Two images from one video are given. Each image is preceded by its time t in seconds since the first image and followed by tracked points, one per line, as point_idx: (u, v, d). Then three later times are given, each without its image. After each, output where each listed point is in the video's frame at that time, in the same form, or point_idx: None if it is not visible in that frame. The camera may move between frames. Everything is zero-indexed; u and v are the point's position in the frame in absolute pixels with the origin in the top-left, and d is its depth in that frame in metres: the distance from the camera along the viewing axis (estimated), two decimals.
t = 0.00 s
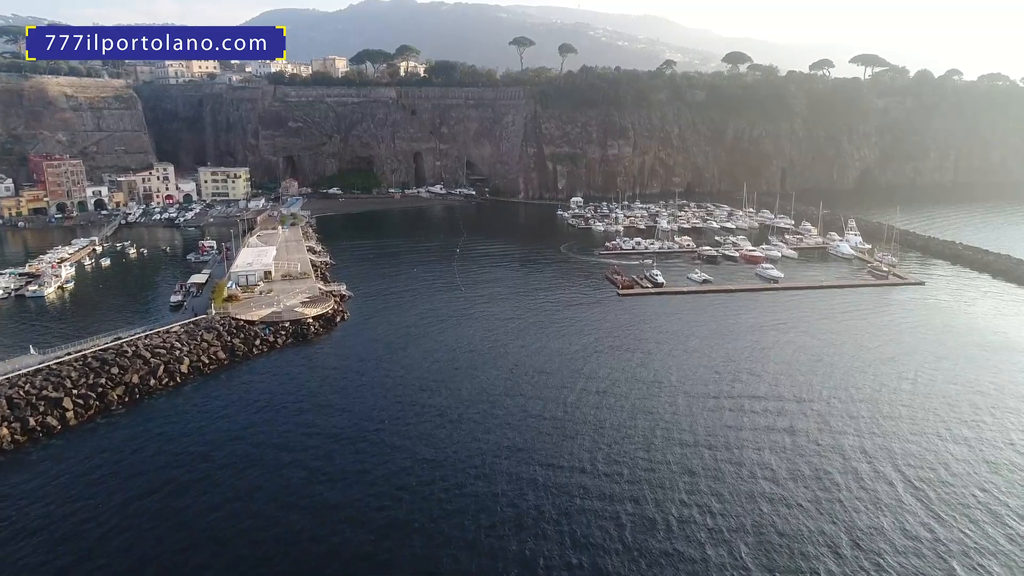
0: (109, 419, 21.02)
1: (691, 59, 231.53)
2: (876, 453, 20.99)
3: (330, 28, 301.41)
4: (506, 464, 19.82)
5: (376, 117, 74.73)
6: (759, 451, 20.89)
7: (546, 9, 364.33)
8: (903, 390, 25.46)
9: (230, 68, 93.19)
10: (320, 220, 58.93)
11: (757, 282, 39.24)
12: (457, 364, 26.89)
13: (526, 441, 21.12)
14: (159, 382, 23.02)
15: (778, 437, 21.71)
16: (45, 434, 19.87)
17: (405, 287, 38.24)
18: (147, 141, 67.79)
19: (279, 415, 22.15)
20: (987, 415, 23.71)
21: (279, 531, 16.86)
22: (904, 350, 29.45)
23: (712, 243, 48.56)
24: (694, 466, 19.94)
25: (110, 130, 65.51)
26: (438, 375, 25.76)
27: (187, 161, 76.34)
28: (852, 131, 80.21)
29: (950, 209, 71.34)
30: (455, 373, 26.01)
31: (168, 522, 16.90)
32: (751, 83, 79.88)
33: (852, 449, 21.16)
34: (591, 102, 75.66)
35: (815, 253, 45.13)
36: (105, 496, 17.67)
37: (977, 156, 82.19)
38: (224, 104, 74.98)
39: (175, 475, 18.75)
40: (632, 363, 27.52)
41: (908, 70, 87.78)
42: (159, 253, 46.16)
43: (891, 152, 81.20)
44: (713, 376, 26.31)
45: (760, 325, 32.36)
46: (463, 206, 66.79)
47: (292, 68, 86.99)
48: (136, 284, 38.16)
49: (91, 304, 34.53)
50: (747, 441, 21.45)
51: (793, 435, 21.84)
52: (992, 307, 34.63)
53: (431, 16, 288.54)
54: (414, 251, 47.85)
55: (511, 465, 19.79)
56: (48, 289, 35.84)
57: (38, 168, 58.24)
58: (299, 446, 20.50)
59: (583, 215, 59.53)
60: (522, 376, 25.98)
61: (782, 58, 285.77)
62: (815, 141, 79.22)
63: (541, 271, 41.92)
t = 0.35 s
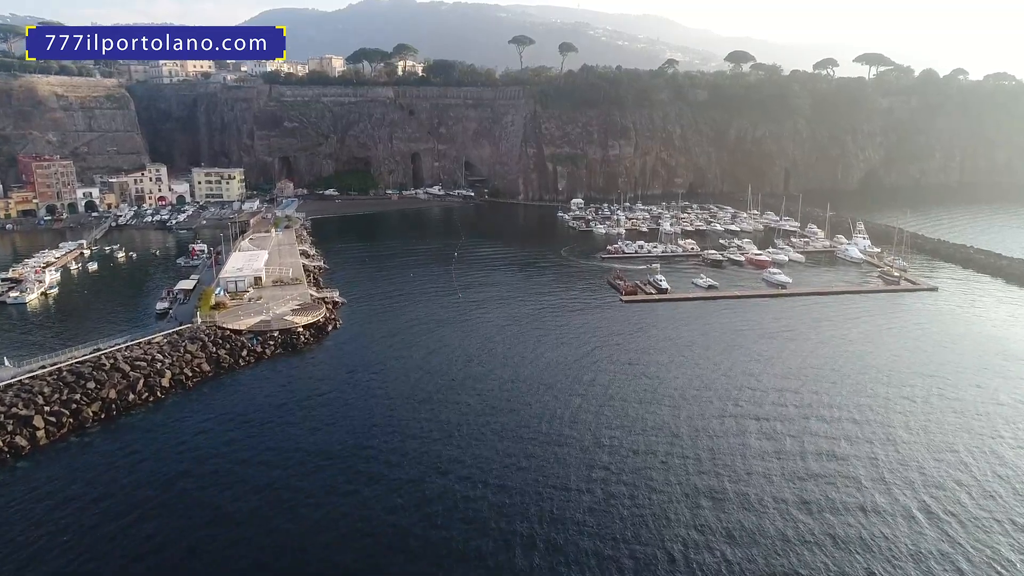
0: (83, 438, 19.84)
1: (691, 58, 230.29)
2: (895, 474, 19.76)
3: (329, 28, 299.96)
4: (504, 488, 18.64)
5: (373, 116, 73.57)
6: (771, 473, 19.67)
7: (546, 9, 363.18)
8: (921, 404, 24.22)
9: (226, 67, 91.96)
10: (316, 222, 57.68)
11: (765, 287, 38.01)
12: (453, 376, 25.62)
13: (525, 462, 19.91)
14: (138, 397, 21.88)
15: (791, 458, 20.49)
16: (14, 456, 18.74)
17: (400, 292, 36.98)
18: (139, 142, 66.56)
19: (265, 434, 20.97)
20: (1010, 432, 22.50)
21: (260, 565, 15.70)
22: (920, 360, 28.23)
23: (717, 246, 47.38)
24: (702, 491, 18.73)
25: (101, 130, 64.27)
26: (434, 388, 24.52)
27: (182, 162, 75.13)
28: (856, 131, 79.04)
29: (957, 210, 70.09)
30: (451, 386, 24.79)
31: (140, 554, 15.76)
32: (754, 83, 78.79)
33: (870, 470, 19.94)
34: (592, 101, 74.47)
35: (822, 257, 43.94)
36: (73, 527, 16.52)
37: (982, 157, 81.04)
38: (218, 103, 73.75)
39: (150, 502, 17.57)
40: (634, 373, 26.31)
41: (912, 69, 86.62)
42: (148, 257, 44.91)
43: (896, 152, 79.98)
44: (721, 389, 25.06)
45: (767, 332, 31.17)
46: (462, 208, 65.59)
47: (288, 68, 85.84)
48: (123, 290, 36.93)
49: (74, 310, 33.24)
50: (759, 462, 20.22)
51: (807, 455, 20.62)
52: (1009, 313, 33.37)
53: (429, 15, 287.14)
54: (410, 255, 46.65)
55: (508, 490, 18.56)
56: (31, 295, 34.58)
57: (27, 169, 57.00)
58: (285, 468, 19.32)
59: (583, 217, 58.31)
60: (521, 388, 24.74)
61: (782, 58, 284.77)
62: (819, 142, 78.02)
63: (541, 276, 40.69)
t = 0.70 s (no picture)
0: (55, 460, 18.87)
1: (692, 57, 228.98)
2: (906, 493, 18.85)
3: (328, 27, 298.51)
4: (500, 515, 17.57)
5: (370, 116, 72.42)
6: (777, 491, 18.74)
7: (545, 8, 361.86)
8: (933, 417, 23.22)
9: (222, 66, 90.77)
10: (311, 224, 56.51)
11: (772, 293, 36.87)
12: (449, 389, 24.45)
13: (522, 485, 18.88)
14: (115, 414, 20.88)
15: (797, 475, 19.59)
16: None
17: (396, 297, 35.79)
18: (131, 142, 65.40)
19: (249, 454, 19.95)
20: None
21: None
22: (935, 370, 27.10)
23: (721, 249, 46.26)
24: (705, 513, 17.78)
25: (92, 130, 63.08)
26: (428, 402, 23.37)
27: (175, 163, 73.95)
28: (860, 131, 77.88)
29: (964, 211, 68.90)
30: (446, 400, 23.64)
31: None
32: (757, 83, 77.70)
33: (880, 488, 19.05)
34: (593, 101, 73.31)
35: (830, 261, 42.82)
36: (37, 560, 15.47)
37: (988, 158, 79.87)
38: (213, 103, 72.56)
39: (123, 531, 16.55)
40: (638, 385, 25.15)
41: (917, 69, 85.48)
42: (137, 260, 43.74)
43: (901, 153, 78.80)
44: (725, 400, 24.03)
45: (774, 341, 30.05)
46: (460, 209, 64.45)
47: (285, 67, 84.67)
48: (109, 295, 35.75)
49: (57, 317, 32.07)
50: (763, 480, 19.29)
51: (814, 472, 19.72)
52: None
53: (429, 15, 285.80)
54: (408, 258, 45.50)
55: (502, 518, 17.50)
56: (13, 301, 33.40)
57: (16, 170, 55.84)
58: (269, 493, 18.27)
59: (584, 220, 57.15)
60: (519, 402, 23.58)
61: (783, 58, 283.55)
62: (823, 142, 76.84)
63: (541, 281, 39.55)
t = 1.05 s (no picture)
0: (22, 483, 17.70)
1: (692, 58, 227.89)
2: (927, 517, 17.70)
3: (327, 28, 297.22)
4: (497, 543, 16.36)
5: (367, 116, 71.29)
6: (789, 514, 17.61)
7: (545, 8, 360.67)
8: (952, 432, 22.05)
9: (217, 66, 89.56)
10: (306, 227, 55.30)
11: (780, 299, 35.68)
12: (444, 402, 23.22)
13: (520, 509, 17.65)
14: (88, 433, 19.73)
15: (810, 497, 18.39)
16: None
17: (390, 302, 34.57)
18: (123, 143, 64.21)
19: (230, 474, 18.73)
20: None
21: None
22: (953, 381, 25.88)
23: (726, 252, 45.08)
24: (714, 539, 16.64)
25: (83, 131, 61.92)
26: (422, 417, 22.12)
27: (169, 163, 72.74)
28: (865, 131, 76.69)
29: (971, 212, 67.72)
30: (441, 414, 22.41)
31: None
32: (760, 82, 76.52)
33: (898, 511, 17.92)
34: (593, 100, 72.16)
35: (838, 265, 41.64)
36: None
37: (995, 158, 78.68)
38: (207, 102, 71.37)
39: (89, 562, 15.34)
40: (642, 398, 23.94)
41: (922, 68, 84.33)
42: (126, 264, 42.53)
43: (907, 153, 77.60)
44: (733, 414, 22.87)
45: (782, 350, 28.88)
46: (459, 211, 63.30)
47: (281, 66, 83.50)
48: (94, 302, 34.52)
49: (37, 324, 30.86)
50: (775, 504, 18.09)
51: (828, 494, 18.51)
52: None
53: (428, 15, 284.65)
54: (404, 261, 44.33)
55: (499, 545, 16.30)
56: None
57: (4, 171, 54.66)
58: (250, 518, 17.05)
59: (585, 222, 55.97)
60: (518, 417, 22.35)
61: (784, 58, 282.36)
62: (827, 142, 75.68)
63: (541, 285, 38.37)
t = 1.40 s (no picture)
0: None
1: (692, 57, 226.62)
2: (954, 543, 16.44)
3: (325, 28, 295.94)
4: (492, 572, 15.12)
5: (364, 116, 70.15)
6: (809, 541, 16.36)
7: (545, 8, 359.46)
8: (976, 447, 20.78)
9: (212, 65, 88.34)
10: (300, 228, 54.09)
11: (788, 304, 34.51)
12: (438, 416, 21.97)
13: (518, 534, 16.40)
14: (58, 452, 18.56)
15: (828, 521, 17.11)
16: None
17: (385, 308, 33.33)
18: (115, 143, 63.02)
19: (208, 495, 17.48)
20: None
21: None
22: (973, 391, 24.62)
23: (731, 255, 43.91)
24: (726, 569, 15.39)
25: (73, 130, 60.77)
26: (415, 432, 20.88)
27: (163, 163, 71.55)
28: (870, 131, 75.52)
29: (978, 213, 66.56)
30: (435, 428, 21.17)
31: None
32: (763, 82, 75.39)
33: (924, 536, 16.67)
34: (593, 100, 71.07)
35: (847, 269, 40.46)
36: None
37: (1001, 158, 77.47)
38: (201, 102, 70.20)
39: None
40: (648, 411, 22.69)
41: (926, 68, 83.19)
42: (113, 268, 41.35)
43: (912, 153, 76.42)
44: (743, 428, 21.65)
45: (792, 358, 27.67)
46: (457, 212, 62.14)
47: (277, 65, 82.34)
48: (78, 308, 33.30)
49: (17, 332, 29.67)
50: (791, 528, 16.83)
51: (847, 517, 17.24)
52: None
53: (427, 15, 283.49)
54: (400, 264, 43.14)
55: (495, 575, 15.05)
56: None
57: None
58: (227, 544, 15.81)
59: (586, 223, 54.85)
60: (516, 431, 21.11)
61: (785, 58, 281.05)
62: (831, 142, 74.54)
63: (541, 289, 37.19)
